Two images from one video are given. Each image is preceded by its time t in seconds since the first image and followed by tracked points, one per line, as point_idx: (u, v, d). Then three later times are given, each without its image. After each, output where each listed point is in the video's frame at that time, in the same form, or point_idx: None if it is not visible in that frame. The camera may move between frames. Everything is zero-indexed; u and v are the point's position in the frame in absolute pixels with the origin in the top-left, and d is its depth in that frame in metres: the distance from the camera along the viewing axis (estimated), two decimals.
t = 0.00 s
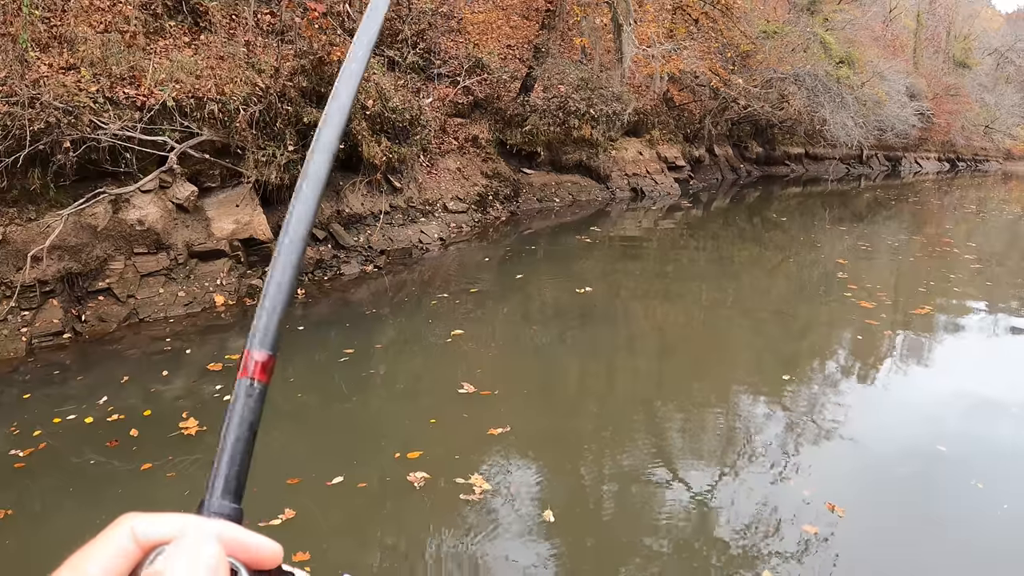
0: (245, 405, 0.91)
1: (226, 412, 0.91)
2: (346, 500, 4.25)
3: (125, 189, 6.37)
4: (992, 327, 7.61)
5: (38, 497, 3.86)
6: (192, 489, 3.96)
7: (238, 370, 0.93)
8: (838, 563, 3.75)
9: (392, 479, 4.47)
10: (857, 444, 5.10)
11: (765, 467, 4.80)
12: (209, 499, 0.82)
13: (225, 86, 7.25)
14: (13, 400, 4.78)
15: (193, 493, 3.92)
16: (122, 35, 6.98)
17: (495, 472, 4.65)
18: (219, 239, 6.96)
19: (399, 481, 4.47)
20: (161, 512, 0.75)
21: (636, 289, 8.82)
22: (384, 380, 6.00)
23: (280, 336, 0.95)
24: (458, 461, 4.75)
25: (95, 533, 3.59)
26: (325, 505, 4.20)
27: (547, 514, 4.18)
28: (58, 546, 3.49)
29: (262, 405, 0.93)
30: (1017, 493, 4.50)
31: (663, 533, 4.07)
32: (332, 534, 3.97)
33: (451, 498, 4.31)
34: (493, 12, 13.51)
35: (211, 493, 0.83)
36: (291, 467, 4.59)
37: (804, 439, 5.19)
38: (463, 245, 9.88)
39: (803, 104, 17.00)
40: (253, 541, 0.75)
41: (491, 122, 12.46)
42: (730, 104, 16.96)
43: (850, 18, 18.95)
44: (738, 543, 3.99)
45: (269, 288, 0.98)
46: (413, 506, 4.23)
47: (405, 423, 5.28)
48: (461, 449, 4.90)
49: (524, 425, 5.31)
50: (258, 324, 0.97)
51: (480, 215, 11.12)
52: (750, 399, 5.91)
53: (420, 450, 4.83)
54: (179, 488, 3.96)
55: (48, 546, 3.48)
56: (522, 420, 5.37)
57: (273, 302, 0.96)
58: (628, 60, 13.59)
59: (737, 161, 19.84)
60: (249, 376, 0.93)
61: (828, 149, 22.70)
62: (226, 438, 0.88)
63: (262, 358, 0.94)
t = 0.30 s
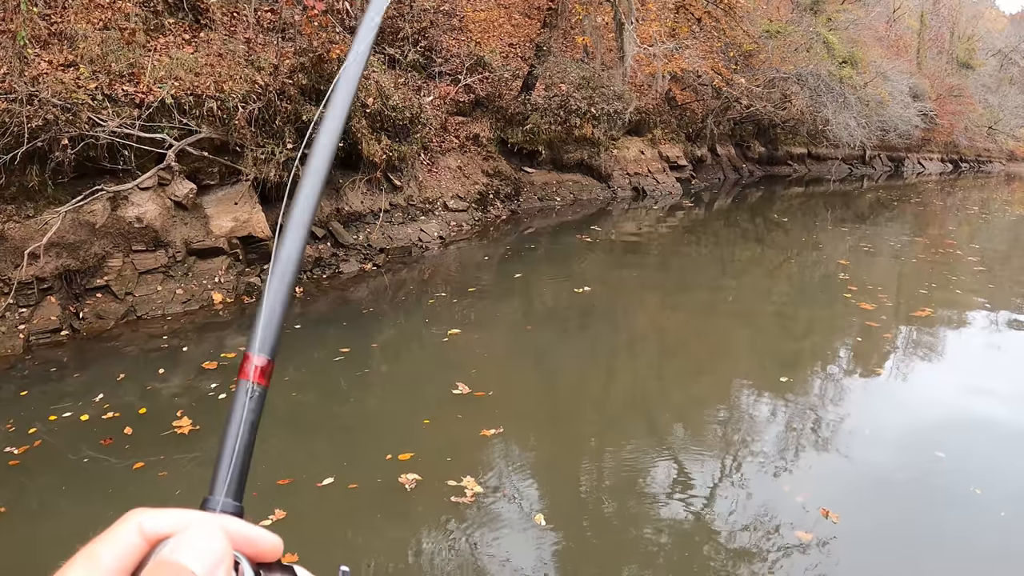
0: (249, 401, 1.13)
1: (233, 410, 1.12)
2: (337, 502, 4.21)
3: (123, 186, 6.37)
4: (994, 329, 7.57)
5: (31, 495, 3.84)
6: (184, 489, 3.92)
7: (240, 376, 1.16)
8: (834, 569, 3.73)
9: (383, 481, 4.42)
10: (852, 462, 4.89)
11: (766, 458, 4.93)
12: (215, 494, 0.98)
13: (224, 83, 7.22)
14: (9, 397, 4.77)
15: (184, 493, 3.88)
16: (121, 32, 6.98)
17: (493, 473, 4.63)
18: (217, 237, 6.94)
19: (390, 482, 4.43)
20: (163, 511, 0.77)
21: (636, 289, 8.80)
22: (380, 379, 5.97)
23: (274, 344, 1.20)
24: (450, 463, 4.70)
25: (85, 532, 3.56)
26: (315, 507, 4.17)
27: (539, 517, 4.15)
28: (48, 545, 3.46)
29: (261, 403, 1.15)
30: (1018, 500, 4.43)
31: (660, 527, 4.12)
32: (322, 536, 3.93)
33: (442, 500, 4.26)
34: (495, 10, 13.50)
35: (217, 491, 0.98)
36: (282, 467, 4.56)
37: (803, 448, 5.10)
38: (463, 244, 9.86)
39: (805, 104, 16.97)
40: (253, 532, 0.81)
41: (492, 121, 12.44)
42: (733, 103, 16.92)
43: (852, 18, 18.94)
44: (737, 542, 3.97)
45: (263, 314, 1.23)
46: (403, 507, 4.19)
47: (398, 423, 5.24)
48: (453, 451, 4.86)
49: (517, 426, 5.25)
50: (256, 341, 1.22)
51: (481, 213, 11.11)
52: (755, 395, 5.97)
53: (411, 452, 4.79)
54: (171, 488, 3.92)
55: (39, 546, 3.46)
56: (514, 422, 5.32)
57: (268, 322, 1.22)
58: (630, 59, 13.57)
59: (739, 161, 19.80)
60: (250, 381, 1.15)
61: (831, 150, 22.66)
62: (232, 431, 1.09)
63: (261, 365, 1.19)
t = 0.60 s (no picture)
0: (248, 443, 1.16)
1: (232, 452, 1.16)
2: (327, 503, 4.19)
3: (122, 184, 6.36)
4: (995, 332, 7.53)
5: (25, 492, 3.83)
6: (175, 489, 3.89)
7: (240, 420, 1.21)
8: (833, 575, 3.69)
9: (373, 483, 4.39)
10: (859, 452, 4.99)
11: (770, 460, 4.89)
12: (215, 524, 1.01)
13: (224, 82, 7.23)
14: (7, 394, 4.77)
15: (175, 492, 3.85)
16: (122, 30, 6.99)
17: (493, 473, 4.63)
18: (217, 235, 6.92)
19: (381, 484, 4.39)
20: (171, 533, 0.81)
21: (638, 289, 8.76)
22: (378, 379, 5.96)
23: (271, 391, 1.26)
24: (441, 465, 4.66)
25: (76, 531, 3.54)
26: (307, 507, 4.14)
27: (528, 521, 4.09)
28: (39, 544, 3.44)
29: (259, 444, 1.18)
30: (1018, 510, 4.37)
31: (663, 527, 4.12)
32: (313, 537, 3.91)
33: (433, 501, 4.23)
34: (496, 9, 13.59)
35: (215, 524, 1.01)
36: (273, 467, 4.54)
37: (807, 441, 5.14)
38: (464, 243, 9.84)
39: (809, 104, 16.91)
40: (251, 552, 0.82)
41: (494, 120, 12.41)
42: (736, 103, 16.87)
43: (857, 18, 18.89)
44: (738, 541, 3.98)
45: (263, 362, 1.31)
46: (394, 509, 4.16)
47: (391, 424, 5.21)
48: (445, 452, 4.82)
49: (511, 429, 5.21)
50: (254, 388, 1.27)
51: (482, 213, 11.09)
52: (756, 395, 5.93)
53: (402, 453, 4.76)
54: (162, 487, 3.89)
55: (29, 545, 3.44)
56: (507, 424, 5.27)
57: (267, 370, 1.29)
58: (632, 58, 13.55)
59: (742, 161, 19.73)
60: (250, 422, 1.20)
61: (835, 151, 22.56)
62: (231, 473, 1.11)
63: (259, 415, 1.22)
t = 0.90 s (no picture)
0: (307, 494, 1.20)
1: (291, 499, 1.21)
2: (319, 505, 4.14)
3: (123, 183, 6.36)
4: (999, 335, 7.46)
5: (21, 491, 3.81)
6: (169, 489, 3.86)
7: (300, 466, 1.24)
8: None
9: (368, 485, 4.35)
10: (860, 460, 4.90)
11: (768, 467, 4.81)
12: (276, 561, 1.10)
13: (225, 80, 7.24)
14: (7, 393, 4.76)
15: (170, 493, 3.82)
16: (124, 29, 6.94)
17: (499, 473, 4.61)
18: (217, 234, 6.91)
19: (376, 486, 4.34)
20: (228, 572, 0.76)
21: (640, 290, 8.72)
22: (378, 378, 5.93)
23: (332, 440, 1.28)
24: (436, 467, 4.60)
25: (69, 531, 3.51)
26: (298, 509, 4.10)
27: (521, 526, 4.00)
28: (34, 543, 3.43)
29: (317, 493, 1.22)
30: (1019, 518, 4.24)
31: (668, 529, 4.12)
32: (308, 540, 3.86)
33: (428, 502, 4.18)
34: (502, 9, 13.48)
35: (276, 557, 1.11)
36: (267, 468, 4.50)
37: (810, 440, 5.16)
38: (466, 242, 9.82)
39: (814, 105, 16.84)
40: None
41: (497, 120, 12.38)
42: (740, 103, 16.82)
43: (862, 19, 18.81)
44: (742, 546, 3.99)
45: (325, 405, 1.33)
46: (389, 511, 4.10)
47: (387, 426, 5.17)
48: (440, 455, 4.77)
49: (506, 431, 5.13)
50: (317, 431, 1.30)
51: (485, 212, 11.05)
52: (756, 399, 5.86)
53: (396, 456, 4.71)
54: (156, 488, 3.86)
55: (23, 544, 3.41)
56: (503, 426, 5.21)
57: (330, 414, 1.30)
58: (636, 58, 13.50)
59: (746, 162, 19.66)
60: (310, 470, 1.23)
61: (840, 151, 22.40)
62: (291, 522, 1.16)
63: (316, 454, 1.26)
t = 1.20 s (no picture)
0: (291, 549, 1.34)
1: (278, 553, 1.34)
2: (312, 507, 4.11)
3: (122, 181, 6.36)
4: (1003, 339, 7.39)
5: (14, 489, 3.80)
6: (162, 489, 3.84)
7: (286, 527, 1.39)
8: None
9: (360, 487, 4.31)
10: (863, 461, 4.87)
11: (773, 461, 4.88)
12: None
13: (225, 79, 7.17)
14: (6, 391, 4.76)
15: (162, 493, 3.80)
16: (125, 27, 6.93)
17: (497, 475, 4.57)
18: (217, 233, 6.91)
19: (368, 488, 4.30)
20: None
21: (642, 290, 8.70)
22: (377, 378, 5.92)
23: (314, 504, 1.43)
24: (429, 469, 4.56)
25: (62, 530, 3.50)
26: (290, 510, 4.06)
27: (512, 530, 3.98)
28: (27, 542, 3.41)
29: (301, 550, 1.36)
30: (1017, 525, 4.19)
31: (667, 529, 4.11)
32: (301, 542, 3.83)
33: (420, 506, 4.15)
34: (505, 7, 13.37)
35: None
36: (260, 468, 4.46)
37: (815, 436, 5.23)
38: (467, 242, 9.81)
39: (817, 105, 16.81)
40: None
41: (499, 119, 12.37)
42: (744, 103, 16.81)
43: (866, 19, 18.75)
44: (742, 546, 3.98)
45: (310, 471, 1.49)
46: (381, 516, 4.06)
47: (381, 427, 5.13)
48: (434, 457, 4.72)
49: (501, 434, 5.07)
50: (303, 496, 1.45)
51: (486, 212, 11.05)
52: (762, 399, 5.86)
53: (389, 457, 4.67)
54: (150, 488, 3.83)
55: (16, 544, 3.40)
56: (498, 428, 5.16)
57: (314, 479, 1.46)
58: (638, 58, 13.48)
59: (750, 162, 19.61)
60: (294, 531, 1.38)
61: (843, 152, 22.34)
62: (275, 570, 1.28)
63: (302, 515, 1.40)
